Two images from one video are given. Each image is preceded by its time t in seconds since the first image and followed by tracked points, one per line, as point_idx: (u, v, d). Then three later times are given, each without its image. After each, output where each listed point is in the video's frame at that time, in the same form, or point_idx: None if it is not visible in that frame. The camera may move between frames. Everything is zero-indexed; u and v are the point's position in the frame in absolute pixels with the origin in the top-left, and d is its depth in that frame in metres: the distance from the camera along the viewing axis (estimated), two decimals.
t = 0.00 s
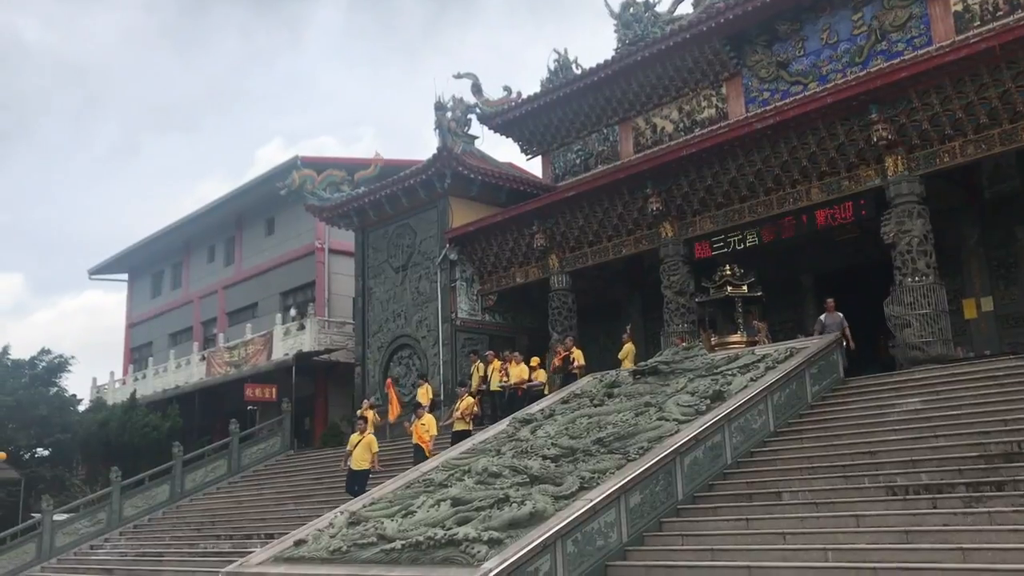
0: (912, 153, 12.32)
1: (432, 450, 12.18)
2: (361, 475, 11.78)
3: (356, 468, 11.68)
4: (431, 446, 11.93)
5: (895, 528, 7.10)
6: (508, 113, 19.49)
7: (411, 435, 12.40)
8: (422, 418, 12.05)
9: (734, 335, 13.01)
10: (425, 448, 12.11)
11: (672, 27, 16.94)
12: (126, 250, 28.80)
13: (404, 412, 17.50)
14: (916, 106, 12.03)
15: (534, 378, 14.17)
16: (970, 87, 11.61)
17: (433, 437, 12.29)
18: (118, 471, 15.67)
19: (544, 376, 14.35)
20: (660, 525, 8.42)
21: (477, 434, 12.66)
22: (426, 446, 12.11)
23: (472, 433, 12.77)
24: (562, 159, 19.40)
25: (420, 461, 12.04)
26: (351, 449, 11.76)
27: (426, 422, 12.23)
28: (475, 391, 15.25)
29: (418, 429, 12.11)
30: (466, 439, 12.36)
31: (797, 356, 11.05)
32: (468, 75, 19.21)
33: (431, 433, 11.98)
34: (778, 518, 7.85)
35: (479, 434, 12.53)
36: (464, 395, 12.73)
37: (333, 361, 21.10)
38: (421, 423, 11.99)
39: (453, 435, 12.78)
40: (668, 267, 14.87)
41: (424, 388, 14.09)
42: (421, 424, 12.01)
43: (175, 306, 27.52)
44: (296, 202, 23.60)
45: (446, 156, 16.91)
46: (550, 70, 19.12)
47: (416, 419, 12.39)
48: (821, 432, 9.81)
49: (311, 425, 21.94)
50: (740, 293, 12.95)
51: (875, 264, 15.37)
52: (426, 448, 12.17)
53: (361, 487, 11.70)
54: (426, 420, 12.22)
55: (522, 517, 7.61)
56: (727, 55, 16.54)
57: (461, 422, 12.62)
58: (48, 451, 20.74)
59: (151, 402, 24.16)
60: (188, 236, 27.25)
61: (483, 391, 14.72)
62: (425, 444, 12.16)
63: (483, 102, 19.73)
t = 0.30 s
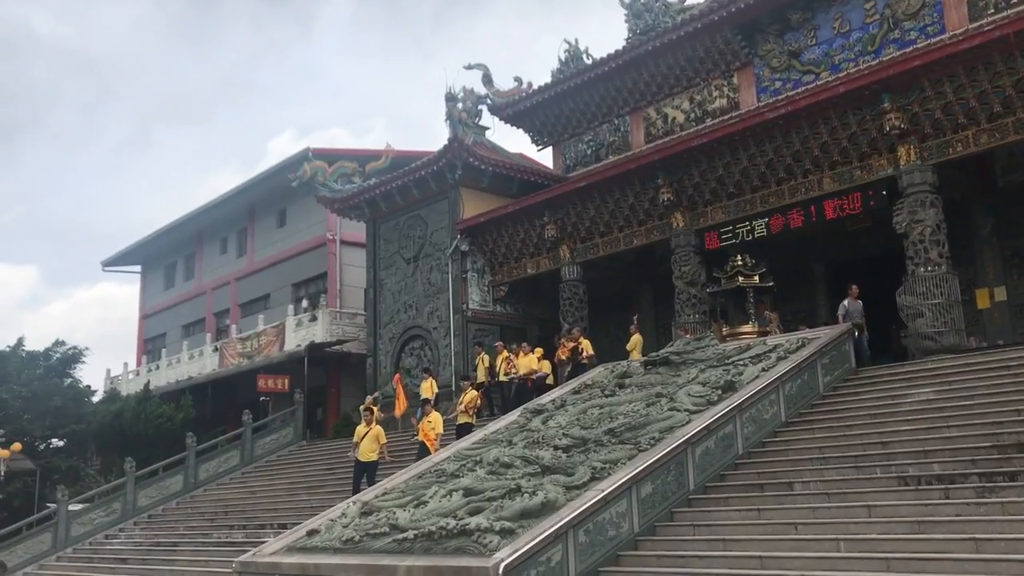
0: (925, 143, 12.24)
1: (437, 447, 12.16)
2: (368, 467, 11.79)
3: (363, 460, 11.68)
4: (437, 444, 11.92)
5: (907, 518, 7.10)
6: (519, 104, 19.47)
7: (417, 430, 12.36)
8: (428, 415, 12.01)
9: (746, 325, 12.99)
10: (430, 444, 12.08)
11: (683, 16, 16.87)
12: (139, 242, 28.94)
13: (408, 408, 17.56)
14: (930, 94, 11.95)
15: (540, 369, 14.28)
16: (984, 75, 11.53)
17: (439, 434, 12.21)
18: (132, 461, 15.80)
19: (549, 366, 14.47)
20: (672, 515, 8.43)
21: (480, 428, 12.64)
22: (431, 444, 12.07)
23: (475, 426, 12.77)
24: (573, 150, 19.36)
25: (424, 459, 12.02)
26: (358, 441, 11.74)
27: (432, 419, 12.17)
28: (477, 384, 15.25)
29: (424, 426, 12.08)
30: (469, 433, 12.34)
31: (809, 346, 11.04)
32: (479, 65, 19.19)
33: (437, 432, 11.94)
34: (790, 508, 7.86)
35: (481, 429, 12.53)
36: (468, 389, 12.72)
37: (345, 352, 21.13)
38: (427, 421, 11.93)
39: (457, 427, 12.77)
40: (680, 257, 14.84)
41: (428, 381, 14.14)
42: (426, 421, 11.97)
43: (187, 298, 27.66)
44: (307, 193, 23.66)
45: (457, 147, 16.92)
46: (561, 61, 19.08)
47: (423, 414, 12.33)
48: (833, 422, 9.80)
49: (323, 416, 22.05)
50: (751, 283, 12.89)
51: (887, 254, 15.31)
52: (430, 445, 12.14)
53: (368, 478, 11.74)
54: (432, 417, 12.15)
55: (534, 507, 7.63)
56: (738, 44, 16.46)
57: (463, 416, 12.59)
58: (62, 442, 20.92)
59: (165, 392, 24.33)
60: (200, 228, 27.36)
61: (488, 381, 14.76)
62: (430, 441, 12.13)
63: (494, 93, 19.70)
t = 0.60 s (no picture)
0: (935, 134, 12.17)
1: (442, 440, 12.11)
2: (371, 465, 11.79)
3: (364, 458, 11.72)
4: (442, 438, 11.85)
5: (917, 511, 7.09)
6: (527, 96, 19.44)
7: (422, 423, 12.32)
8: (432, 408, 11.98)
9: (756, 318, 12.97)
10: (435, 438, 12.01)
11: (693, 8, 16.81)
12: (149, 236, 29.01)
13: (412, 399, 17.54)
14: (940, 86, 11.87)
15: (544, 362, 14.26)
16: (996, 66, 11.46)
17: (443, 426, 12.18)
18: (143, 453, 15.88)
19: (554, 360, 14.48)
20: (681, 507, 8.43)
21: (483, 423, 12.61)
22: (437, 436, 12.03)
23: (479, 421, 12.74)
24: (582, 142, 19.31)
25: (429, 451, 11.99)
26: (359, 440, 11.78)
27: (437, 412, 12.11)
28: (479, 376, 15.16)
29: (428, 419, 12.05)
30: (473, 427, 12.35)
31: (818, 339, 11.01)
32: (487, 58, 19.16)
33: (441, 424, 11.88)
34: (799, 501, 7.85)
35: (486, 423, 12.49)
36: (471, 383, 12.69)
37: (354, 345, 21.17)
38: (431, 415, 11.89)
39: (460, 422, 12.74)
40: (689, 250, 14.80)
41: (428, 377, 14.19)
42: (431, 414, 11.94)
43: (197, 291, 27.74)
44: (316, 187, 23.68)
45: (465, 140, 16.91)
46: (569, 53, 19.03)
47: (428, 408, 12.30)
48: (843, 414, 9.78)
49: (333, 408, 22.11)
50: (761, 275, 12.84)
51: (898, 246, 15.25)
52: (435, 438, 12.06)
53: (371, 475, 11.76)
54: (437, 410, 12.08)
55: (543, 499, 7.63)
56: (747, 35, 16.39)
57: (468, 412, 12.57)
58: (74, 434, 21.03)
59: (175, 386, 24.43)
60: (210, 221, 27.42)
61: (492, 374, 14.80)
62: (436, 434, 12.05)
63: (502, 86, 19.68)
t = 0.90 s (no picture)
0: (946, 128, 12.11)
1: (446, 437, 12.15)
2: (373, 460, 11.81)
3: (367, 452, 11.73)
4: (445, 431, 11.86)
5: (927, 505, 7.07)
6: (536, 90, 19.41)
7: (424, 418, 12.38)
8: (436, 404, 11.99)
9: (765, 312, 12.95)
10: (439, 433, 12.06)
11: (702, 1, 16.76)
12: (159, 230, 29.11)
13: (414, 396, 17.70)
14: (951, 79, 11.81)
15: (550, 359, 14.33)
16: (1008, 58, 11.39)
17: (448, 423, 12.23)
18: (153, 447, 15.95)
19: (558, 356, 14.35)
20: (690, 502, 8.43)
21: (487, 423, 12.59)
22: (441, 432, 12.08)
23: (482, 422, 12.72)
24: (591, 136, 19.28)
25: (432, 447, 12.04)
26: (363, 435, 11.79)
27: (440, 407, 12.13)
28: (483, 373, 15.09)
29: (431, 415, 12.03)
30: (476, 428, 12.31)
31: (828, 333, 10.98)
32: (496, 52, 19.13)
33: (446, 419, 11.96)
34: (808, 495, 7.84)
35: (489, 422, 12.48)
36: (475, 383, 12.64)
37: (363, 340, 21.22)
38: (434, 410, 11.91)
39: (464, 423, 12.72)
40: (698, 244, 14.77)
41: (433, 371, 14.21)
42: (435, 410, 11.96)
43: (206, 286, 27.82)
44: (325, 181, 23.71)
45: (474, 134, 16.90)
46: (578, 47, 19.00)
47: (431, 402, 12.33)
48: (852, 409, 9.75)
49: (342, 403, 22.17)
50: (770, 270, 12.86)
51: (908, 240, 15.19)
52: (440, 433, 12.12)
53: (373, 470, 11.78)
54: (440, 406, 12.11)
55: (552, 493, 7.64)
56: (757, 29, 16.33)
57: (471, 410, 12.54)
58: (84, 428, 21.12)
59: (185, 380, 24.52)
60: (219, 216, 27.50)
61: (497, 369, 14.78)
62: (438, 429, 12.08)
63: (511, 80, 19.65)
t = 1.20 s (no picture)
0: (957, 122, 12.05)
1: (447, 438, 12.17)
2: (377, 456, 11.85)
3: (373, 449, 11.79)
4: (446, 432, 11.87)
5: (937, 501, 7.06)
6: (545, 86, 19.40)
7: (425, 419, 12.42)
8: (436, 406, 12.01)
9: (775, 308, 12.93)
10: (440, 436, 12.09)
11: None
12: (169, 226, 29.21)
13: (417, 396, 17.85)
14: (963, 73, 11.75)
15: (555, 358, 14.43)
16: (1019, 52, 11.33)
17: (448, 424, 12.28)
18: (164, 442, 16.02)
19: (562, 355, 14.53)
20: (699, 497, 8.44)
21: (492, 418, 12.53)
22: (441, 434, 12.11)
23: (487, 416, 12.66)
24: (600, 131, 19.25)
25: (433, 447, 12.05)
26: (368, 431, 11.81)
27: (440, 409, 12.18)
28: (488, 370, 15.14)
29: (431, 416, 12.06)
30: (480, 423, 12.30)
31: (837, 328, 10.97)
32: (505, 47, 19.13)
33: (446, 422, 11.94)
34: (817, 490, 7.84)
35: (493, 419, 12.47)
36: (480, 377, 12.58)
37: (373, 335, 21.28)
38: (436, 412, 11.92)
39: (468, 417, 12.67)
40: (707, 239, 14.75)
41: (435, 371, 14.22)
42: (435, 412, 11.98)
43: (216, 281, 27.92)
44: (334, 176, 23.75)
45: (483, 129, 16.90)
46: (587, 42, 18.97)
47: (432, 401, 12.36)
48: (862, 404, 9.74)
49: (352, 398, 22.23)
50: (779, 265, 12.86)
51: (918, 235, 15.15)
52: (440, 435, 12.15)
53: (379, 466, 11.88)
54: (441, 407, 12.15)
55: (561, 488, 7.65)
56: (767, 24, 16.28)
57: (475, 406, 12.54)
58: (95, 423, 21.23)
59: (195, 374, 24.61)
60: (229, 211, 27.57)
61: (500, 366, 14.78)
62: (439, 431, 12.12)
63: (520, 75, 19.65)
